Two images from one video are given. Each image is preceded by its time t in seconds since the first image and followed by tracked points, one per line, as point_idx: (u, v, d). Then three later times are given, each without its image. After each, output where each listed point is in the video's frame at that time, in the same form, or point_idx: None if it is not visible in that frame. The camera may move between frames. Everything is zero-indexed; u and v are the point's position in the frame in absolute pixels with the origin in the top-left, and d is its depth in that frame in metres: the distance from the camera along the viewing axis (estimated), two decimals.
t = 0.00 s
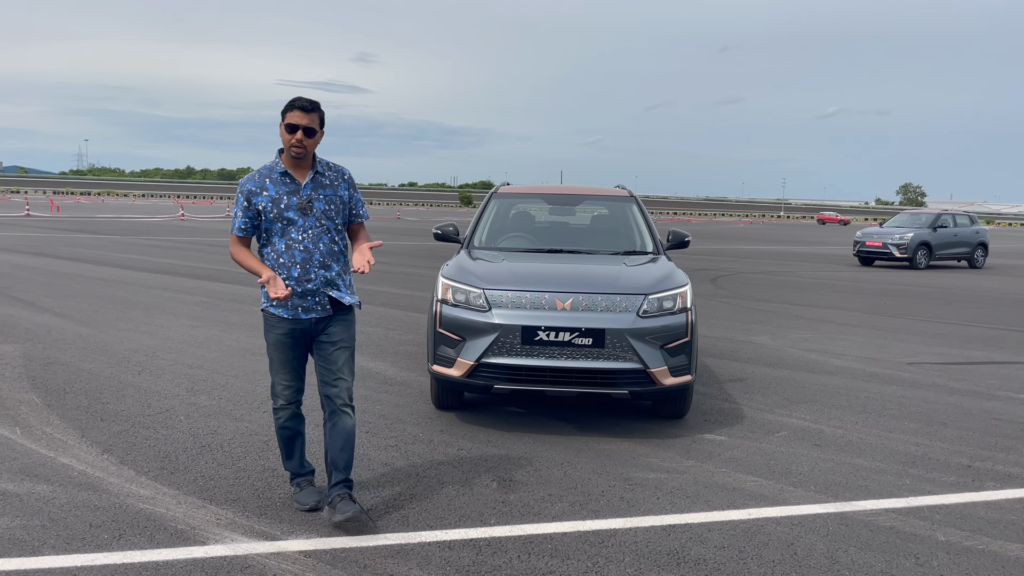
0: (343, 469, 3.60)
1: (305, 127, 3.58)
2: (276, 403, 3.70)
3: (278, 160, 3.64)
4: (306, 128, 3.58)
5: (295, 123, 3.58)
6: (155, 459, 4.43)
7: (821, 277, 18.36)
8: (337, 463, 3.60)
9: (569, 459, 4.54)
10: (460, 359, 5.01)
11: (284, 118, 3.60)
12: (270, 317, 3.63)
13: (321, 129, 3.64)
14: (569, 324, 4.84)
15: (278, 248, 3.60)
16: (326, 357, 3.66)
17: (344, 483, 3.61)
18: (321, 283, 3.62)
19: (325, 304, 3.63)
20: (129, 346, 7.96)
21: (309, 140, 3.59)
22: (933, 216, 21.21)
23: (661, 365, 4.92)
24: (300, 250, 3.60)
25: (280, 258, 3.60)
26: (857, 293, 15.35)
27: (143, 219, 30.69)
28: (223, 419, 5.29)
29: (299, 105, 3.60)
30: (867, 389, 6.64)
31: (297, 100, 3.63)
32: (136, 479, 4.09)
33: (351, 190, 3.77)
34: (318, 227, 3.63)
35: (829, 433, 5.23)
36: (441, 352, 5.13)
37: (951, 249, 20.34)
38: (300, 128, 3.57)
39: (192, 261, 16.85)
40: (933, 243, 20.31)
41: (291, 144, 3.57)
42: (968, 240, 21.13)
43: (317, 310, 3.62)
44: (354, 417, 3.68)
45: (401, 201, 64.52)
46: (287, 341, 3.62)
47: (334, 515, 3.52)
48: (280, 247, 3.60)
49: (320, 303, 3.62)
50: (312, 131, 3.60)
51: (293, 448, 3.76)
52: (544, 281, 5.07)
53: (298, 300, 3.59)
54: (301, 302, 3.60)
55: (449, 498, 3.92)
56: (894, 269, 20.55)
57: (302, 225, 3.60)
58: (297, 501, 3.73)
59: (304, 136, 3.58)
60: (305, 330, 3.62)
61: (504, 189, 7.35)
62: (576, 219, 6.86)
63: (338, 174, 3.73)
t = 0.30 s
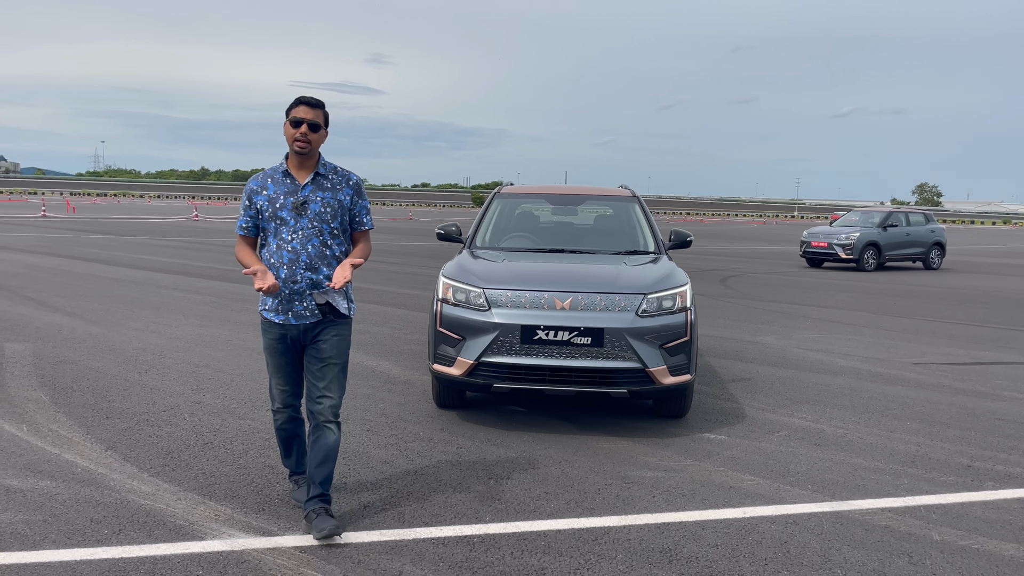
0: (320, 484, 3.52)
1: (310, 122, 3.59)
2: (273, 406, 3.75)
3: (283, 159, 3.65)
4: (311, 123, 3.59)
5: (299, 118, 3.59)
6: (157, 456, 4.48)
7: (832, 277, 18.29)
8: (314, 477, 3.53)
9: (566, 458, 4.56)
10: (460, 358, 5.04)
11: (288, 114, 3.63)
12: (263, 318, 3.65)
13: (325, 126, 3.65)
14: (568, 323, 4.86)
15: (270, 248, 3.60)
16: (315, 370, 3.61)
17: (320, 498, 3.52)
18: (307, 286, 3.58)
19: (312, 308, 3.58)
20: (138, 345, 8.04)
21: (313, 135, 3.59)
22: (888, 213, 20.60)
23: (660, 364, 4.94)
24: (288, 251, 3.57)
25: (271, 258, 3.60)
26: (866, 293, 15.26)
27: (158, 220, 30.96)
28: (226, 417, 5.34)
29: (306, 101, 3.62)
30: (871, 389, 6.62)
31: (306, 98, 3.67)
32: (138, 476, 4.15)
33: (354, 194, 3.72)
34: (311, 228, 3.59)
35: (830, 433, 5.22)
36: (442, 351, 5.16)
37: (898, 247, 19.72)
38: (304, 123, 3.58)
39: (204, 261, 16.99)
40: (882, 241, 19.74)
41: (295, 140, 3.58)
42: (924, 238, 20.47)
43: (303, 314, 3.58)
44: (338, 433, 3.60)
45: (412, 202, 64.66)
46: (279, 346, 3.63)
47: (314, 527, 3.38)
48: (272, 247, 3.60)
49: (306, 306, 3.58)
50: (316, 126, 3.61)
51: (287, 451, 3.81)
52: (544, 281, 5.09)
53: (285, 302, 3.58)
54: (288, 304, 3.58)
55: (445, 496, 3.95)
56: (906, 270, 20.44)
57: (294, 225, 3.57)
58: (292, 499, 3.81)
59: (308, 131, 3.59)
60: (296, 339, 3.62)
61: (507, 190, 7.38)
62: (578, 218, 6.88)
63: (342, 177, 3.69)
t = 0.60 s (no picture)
0: (319, 482, 3.56)
1: (322, 113, 3.60)
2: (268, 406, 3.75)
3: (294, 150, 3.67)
4: (323, 114, 3.60)
5: (312, 109, 3.60)
6: (161, 450, 4.54)
7: (841, 275, 18.22)
8: (313, 475, 3.58)
9: (565, 453, 4.59)
10: (461, 354, 5.07)
11: (302, 103, 3.63)
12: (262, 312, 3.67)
13: (337, 118, 3.65)
14: (568, 319, 4.89)
15: (270, 237, 3.63)
16: (314, 371, 3.63)
17: (318, 495, 3.56)
18: (300, 278, 3.57)
19: (306, 302, 3.57)
20: (145, 341, 8.12)
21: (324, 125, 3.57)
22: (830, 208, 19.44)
23: (659, 361, 4.96)
24: (284, 242, 3.58)
25: (270, 248, 3.63)
26: (874, 291, 15.19)
27: (169, 218, 31.16)
28: (229, 412, 5.39)
29: (321, 92, 3.65)
30: (873, 386, 6.61)
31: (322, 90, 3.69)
32: (140, 469, 4.21)
33: (360, 188, 3.66)
34: (308, 220, 3.57)
35: (830, 430, 5.22)
36: (443, 347, 5.20)
37: (837, 246, 18.81)
38: (315, 113, 3.59)
39: (213, 259, 17.09)
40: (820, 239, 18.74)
41: (305, 130, 3.58)
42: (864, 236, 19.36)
43: (296, 307, 3.58)
44: (340, 432, 3.66)
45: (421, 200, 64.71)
46: (276, 345, 3.64)
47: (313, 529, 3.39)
48: (271, 237, 3.63)
49: (299, 299, 3.57)
50: (327, 117, 3.61)
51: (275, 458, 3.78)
52: (544, 277, 5.12)
53: (279, 294, 3.59)
54: (282, 296, 3.59)
55: (442, 491, 3.99)
56: (916, 268, 20.34)
57: (292, 215, 3.58)
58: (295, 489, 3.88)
59: (319, 122, 3.59)
60: (293, 337, 3.62)
61: (510, 187, 7.42)
62: (580, 216, 6.91)
63: (349, 172, 3.66)
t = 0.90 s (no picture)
0: (321, 479, 3.62)
1: (330, 114, 3.58)
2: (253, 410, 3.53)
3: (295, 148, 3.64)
4: (331, 115, 3.58)
5: (319, 108, 3.57)
6: (165, 446, 4.60)
7: (848, 274, 18.20)
8: (316, 472, 3.64)
9: (565, 450, 4.63)
10: (462, 352, 5.12)
11: (307, 102, 3.59)
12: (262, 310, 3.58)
13: (343, 118, 3.64)
14: (568, 317, 4.92)
15: (276, 237, 3.60)
16: (318, 371, 3.64)
17: (319, 491, 3.62)
18: (311, 277, 3.55)
19: (316, 300, 3.55)
20: (152, 339, 8.20)
21: (332, 126, 3.56)
22: (757, 204, 18.14)
23: (659, 359, 4.99)
24: (293, 241, 3.56)
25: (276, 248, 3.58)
26: (880, 290, 15.18)
27: (177, 216, 31.33)
28: (234, 409, 5.45)
29: (326, 91, 3.60)
30: (875, 384, 6.63)
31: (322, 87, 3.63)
32: (145, 465, 4.27)
33: (364, 187, 3.71)
34: (317, 218, 3.58)
35: (830, 427, 5.24)
36: (444, 345, 5.24)
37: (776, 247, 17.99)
38: (324, 113, 3.56)
39: (220, 257, 17.20)
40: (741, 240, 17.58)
41: (313, 131, 3.57)
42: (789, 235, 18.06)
43: (306, 306, 3.55)
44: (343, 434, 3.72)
45: (428, 199, 64.75)
46: (277, 340, 3.52)
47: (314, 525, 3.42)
48: (277, 236, 3.60)
49: (309, 298, 3.55)
50: (335, 117, 3.60)
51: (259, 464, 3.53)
52: (545, 275, 5.16)
53: (287, 293, 3.54)
54: (291, 295, 3.54)
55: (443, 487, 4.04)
56: (923, 267, 20.28)
57: (299, 214, 3.57)
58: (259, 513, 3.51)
59: (327, 122, 3.58)
60: (297, 335, 3.56)
61: (513, 186, 7.46)
62: (582, 214, 6.94)
63: (353, 170, 3.69)
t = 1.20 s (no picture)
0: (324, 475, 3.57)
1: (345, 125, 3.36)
2: (268, 423, 3.21)
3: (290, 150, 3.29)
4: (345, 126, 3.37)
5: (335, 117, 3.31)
6: (168, 444, 4.63)
7: (852, 273, 18.18)
8: (316, 467, 3.57)
9: (565, 448, 4.65)
10: (462, 350, 5.14)
11: (321, 110, 3.27)
12: (277, 319, 3.23)
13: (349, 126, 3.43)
14: (568, 316, 4.94)
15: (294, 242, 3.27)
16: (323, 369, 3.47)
17: (322, 487, 3.56)
18: (339, 278, 3.36)
19: (338, 303, 3.37)
20: (155, 338, 8.25)
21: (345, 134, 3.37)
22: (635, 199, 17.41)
23: (658, 357, 5.01)
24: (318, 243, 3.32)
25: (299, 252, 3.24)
26: (883, 289, 15.18)
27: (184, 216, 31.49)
28: (236, 407, 5.49)
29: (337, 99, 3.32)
30: (876, 383, 6.63)
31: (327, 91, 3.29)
32: (147, 462, 4.30)
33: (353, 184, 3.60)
34: (333, 219, 3.39)
35: (830, 425, 5.25)
36: (445, 344, 5.26)
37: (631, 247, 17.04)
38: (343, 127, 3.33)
39: (225, 257, 17.27)
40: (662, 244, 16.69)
41: (330, 143, 3.33)
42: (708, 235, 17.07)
43: (331, 310, 3.33)
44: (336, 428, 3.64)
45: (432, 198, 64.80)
46: (299, 346, 3.27)
47: (317, 521, 3.43)
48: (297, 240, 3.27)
49: (333, 301, 3.34)
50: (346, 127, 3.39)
51: (277, 482, 3.22)
52: (545, 274, 5.17)
53: (313, 298, 3.27)
54: (315, 299, 3.28)
55: (443, 484, 4.06)
56: (928, 266, 20.26)
57: (319, 216, 3.32)
58: (278, 550, 3.14)
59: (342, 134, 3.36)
60: (313, 339, 3.32)
61: (514, 186, 7.49)
62: (583, 213, 6.95)
63: (341, 167, 3.54)
